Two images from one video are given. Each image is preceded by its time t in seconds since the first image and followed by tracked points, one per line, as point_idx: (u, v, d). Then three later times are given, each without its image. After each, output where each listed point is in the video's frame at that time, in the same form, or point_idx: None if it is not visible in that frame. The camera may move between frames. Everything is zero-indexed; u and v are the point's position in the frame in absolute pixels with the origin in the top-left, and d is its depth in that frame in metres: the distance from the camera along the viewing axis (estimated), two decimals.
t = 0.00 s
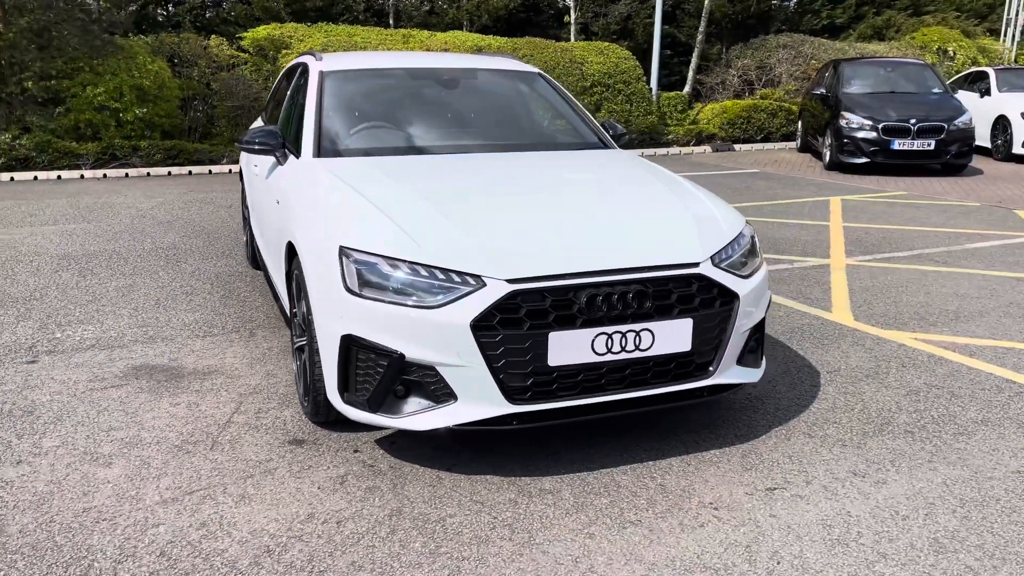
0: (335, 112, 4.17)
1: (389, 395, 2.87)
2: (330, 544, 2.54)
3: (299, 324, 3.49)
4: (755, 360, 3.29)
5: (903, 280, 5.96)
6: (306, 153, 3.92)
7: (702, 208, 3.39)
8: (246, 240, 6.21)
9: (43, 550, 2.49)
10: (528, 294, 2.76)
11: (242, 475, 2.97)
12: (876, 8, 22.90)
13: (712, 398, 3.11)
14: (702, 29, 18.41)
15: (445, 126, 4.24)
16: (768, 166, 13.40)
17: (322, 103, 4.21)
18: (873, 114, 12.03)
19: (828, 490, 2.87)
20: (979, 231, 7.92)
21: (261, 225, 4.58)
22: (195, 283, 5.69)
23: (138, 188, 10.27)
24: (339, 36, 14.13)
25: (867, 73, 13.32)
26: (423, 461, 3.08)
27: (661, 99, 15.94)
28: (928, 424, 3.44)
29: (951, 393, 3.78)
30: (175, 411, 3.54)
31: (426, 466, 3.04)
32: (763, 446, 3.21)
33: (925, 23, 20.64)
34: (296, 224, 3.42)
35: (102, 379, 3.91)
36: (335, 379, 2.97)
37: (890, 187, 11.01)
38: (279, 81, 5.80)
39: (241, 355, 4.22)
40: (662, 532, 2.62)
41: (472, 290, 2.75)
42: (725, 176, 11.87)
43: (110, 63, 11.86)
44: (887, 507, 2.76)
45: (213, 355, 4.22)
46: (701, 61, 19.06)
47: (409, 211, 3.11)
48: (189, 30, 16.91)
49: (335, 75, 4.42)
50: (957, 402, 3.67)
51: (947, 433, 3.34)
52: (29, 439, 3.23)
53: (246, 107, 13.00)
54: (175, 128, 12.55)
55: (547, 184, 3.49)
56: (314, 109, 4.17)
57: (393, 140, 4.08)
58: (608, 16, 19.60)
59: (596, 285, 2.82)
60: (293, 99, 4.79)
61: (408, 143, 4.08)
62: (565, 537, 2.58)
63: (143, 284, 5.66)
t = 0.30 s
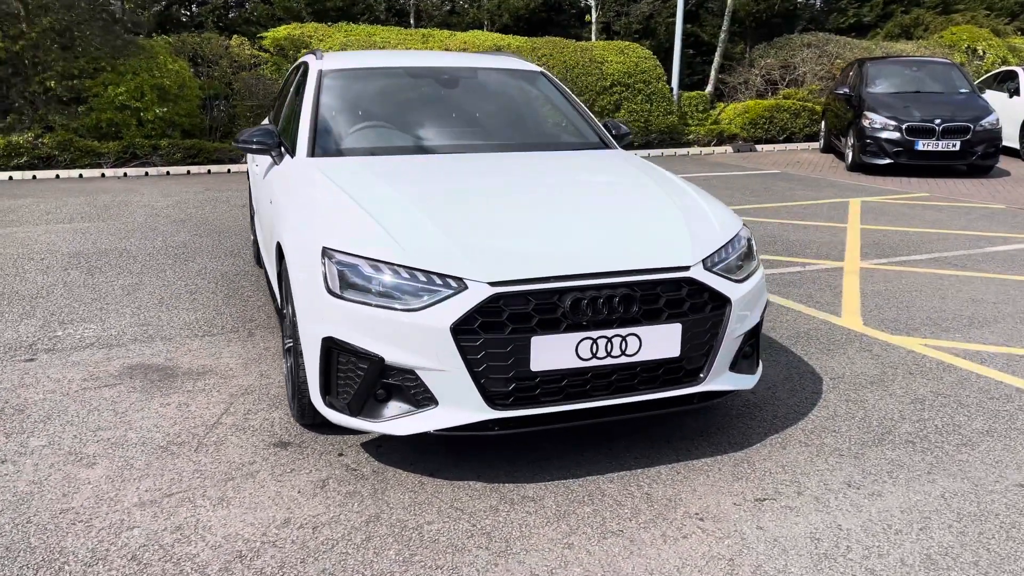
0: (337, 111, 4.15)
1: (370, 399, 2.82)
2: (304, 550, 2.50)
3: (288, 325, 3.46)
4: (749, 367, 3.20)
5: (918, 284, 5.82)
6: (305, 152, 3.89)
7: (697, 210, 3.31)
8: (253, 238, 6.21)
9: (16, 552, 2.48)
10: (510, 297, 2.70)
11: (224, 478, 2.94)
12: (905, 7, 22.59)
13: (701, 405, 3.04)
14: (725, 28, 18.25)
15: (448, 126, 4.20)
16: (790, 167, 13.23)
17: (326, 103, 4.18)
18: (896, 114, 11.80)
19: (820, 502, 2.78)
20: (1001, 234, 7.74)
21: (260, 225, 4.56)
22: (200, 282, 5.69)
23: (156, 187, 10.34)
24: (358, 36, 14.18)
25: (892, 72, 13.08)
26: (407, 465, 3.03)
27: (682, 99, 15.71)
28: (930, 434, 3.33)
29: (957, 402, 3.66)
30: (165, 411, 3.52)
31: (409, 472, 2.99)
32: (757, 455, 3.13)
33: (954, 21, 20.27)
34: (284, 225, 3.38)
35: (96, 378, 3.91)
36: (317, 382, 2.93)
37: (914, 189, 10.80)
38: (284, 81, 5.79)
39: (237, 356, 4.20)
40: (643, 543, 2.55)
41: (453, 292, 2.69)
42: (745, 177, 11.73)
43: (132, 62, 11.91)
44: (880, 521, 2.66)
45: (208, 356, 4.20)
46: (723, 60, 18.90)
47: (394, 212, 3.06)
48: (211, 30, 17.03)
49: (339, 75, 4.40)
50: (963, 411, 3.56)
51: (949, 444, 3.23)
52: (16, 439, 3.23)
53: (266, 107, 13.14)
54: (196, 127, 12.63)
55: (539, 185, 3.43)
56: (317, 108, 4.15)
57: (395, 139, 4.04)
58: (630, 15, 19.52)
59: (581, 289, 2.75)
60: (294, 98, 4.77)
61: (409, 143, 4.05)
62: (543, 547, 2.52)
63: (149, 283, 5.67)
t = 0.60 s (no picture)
0: (343, 114, 4.13)
1: (354, 405, 2.79)
2: (282, 558, 2.48)
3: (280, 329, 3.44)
4: (745, 377, 3.14)
5: (933, 290, 5.69)
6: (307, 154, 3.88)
7: (693, 215, 3.25)
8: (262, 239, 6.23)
9: None
10: (495, 305, 2.65)
11: (210, 483, 2.92)
12: (933, 7, 22.29)
13: (693, 415, 2.98)
14: (748, 29, 18.10)
15: (454, 130, 4.18)
16: (812, 169, 13.06)
17: (332, 106, 4.17)
18: (920, 116, 11.61)
19: (813, 517, 2.71)
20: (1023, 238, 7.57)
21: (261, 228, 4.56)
22: (208, 284, 5.71)
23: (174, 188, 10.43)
24: (378, 37, 14.22)
25: (917, 74, 12.87)
26: (394, 473, 3.00)
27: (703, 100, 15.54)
28: (933, 447, 3.24)
29: (964, 414, 3.56)
30: (159, 414, 3.52)
31: (396, 479, 2.96)
32: (751, 467, 3.06)
33: (983, 21, 19.93)
34: (276, 231, 3.37)
35: (95, 380, 3.92)
36: (304, 388, 2.91)
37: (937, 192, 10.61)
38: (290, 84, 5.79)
39: (236, 358, 4.20)
40: (627, 557, 2.49)
41: (439, 298, 2.65)
42: (765, 179, 11.60)
43: (154, 64, 12.03)
44: (874, 537, 2.59)
45: (208, 358, 4.21)
46: (745, 61, 18.74)
47: (384, 217, 3.04)
48: (233, 31, 17.17)
49: (346, 77, 4.38)
50: (969, 423, 3.46)
51: (952, 458, 3.14)
52: (10, 440, 3.24)
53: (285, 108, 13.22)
54: (216, 128, 12.73)
55: (531, 188, 3.38)
56: (322, 111, 4.13)
57: (400, 142, 4.02)
58: (651, 16, 19.48)
59: (568, 296, 2.70)
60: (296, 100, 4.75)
61: (414, 146, 4.02)
62: (524, 560, 2.48)
63: (157, 284, 5.69)
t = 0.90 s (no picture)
0: (343, 115, 4.14)
1: (338, 407, 2.79)
2: (259, 560, 2.47)
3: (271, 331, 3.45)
4: (737, 382, 3.09)
5: (947, 295, 5.58)
6: (308, 153, 3.89)
7: (687, 216, 3.21)
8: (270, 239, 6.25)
9: None
10: (478, 307, 2.63)
11: (196, 483, 2.93)
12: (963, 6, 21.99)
13: (682, 420, 2.94)
14: (772, 29, 17.95)
15: (455, 130, 4.18)
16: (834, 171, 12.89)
17: (331, 107, 4.18)
18: (945, 117, 11.41)
19: (800, 526, 2.66)
20: None
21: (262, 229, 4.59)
22: (216, 283, 5.75)
23: (193, 187, 10.53)
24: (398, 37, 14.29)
25: (944, 74, 12.65)
26: (380, 475, 2.99)
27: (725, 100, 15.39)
28: (932, 456, 3.16)
29: (967, 422, 3.48)
30: (154, 413, 3.54)
31: (381, 482, 2.95)
32: (742, 474, 3.01)
33: (1013, 20, 19.60)
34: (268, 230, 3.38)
35: (95, 378, 3.95)
36: (289, 389, 2.91)
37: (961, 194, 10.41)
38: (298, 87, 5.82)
39: (235, 358, 4.21)
40: (606, 564, 2.46)
41: (422, 301, 2.63)
42: (785, 180, 11.47)
43: (176, 65, 12.17)
44: (861, 548, 2.53)
45: (207, 358, 4.23)
46: (769, 62, 18.59)
47: (372, 217, 3.03)
48: (256, 32, 17.33)
49: (353, 78, 4.40)
50: (971, 432, 3.38)
51: (950, 468, 3.07)
52: (6, 437, 3.28)
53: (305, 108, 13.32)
54: (236, 128, 12.86)
55: (523, 190, 3.36)
56: (327, 110, 4.15)
57: (401, 143, 4.02)
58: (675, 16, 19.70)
59: (552, 299, 2.67)
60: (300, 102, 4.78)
61: (415, 146, 4.02)
62: (501, 566, 2.45)
63: (166, 283, 5.75)
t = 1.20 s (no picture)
0: (339, 115, 4.16)
1: (311, 406, 2.81)
2: (227, 557, 2.49)
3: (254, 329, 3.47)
4: (716, 385, 3.07)
5: (952, 298, 5.51)
6: (301, 153, 3.91)
7: (669, 218, 3.20)
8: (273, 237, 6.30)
9: None
10: (449, 308, 2.64)
11: (175, 480, 2.97)
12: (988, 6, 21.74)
13: (656, 423, 2.93)
14: (792, 28, 17.81)
15: (450, 130, 4.20)
16: (851, 172, 12.75)
17: (327, 108, 4.21)
18: (964, 117, 11.25)
19: (771, 531, 2.64)
20: None
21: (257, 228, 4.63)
22: (218, 281, 5.81)
23: (208, 186, 10.66)
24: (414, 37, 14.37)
25: (965, 73, 12.45)
26: (356, 474, 3.01)
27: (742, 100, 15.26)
28: (914, 462, 3.12)
29: (955, 428, 3.43)
30: (142, 409, 3.59)
31: (357, 481, 2.96)
32: (718, 477, 2.99)
33: None
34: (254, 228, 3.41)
35: (89, 374, 4.01)
36: (266, 387, 2.93)
37: (979, 196, 10.26)
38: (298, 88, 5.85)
39: (228, 357, 4.26)
40: (570, 566, 2.46)
41: (394, 301, 2.65)
42: (800, 181, 11.37)
43: (194, 66, 12.33)
44: (830, 555, 2.51)
45: (201, 355, 4.28)
46: (789, 61, 18.46)
47: (351, 217, 3.06)
48: (275, 32, 17.47)
49: (351, 79, 4.43)
50: (958, 438, 3.33)
51: (932, 475, 3.02)
52: None
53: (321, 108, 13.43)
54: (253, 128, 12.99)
55: (507, 192, 3.37)
56: (325, 111, 4.18)
57: (397, 143, 4.04)
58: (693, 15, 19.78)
59: (524, 300, 2.67)
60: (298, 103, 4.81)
61: (409, 147, 4.04)
62: (465, 566, 2.46)
63: (170, 281, 5.81)
